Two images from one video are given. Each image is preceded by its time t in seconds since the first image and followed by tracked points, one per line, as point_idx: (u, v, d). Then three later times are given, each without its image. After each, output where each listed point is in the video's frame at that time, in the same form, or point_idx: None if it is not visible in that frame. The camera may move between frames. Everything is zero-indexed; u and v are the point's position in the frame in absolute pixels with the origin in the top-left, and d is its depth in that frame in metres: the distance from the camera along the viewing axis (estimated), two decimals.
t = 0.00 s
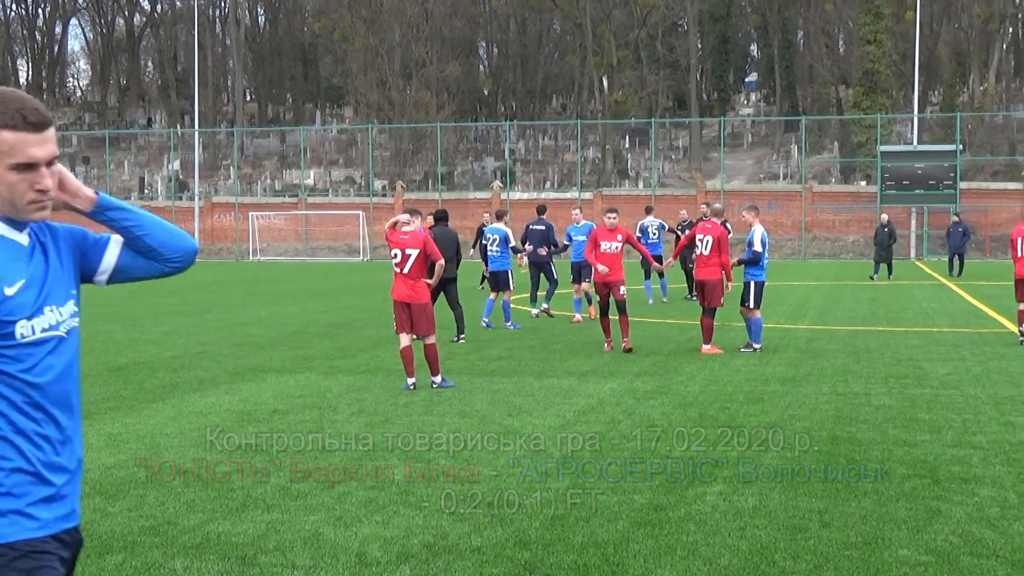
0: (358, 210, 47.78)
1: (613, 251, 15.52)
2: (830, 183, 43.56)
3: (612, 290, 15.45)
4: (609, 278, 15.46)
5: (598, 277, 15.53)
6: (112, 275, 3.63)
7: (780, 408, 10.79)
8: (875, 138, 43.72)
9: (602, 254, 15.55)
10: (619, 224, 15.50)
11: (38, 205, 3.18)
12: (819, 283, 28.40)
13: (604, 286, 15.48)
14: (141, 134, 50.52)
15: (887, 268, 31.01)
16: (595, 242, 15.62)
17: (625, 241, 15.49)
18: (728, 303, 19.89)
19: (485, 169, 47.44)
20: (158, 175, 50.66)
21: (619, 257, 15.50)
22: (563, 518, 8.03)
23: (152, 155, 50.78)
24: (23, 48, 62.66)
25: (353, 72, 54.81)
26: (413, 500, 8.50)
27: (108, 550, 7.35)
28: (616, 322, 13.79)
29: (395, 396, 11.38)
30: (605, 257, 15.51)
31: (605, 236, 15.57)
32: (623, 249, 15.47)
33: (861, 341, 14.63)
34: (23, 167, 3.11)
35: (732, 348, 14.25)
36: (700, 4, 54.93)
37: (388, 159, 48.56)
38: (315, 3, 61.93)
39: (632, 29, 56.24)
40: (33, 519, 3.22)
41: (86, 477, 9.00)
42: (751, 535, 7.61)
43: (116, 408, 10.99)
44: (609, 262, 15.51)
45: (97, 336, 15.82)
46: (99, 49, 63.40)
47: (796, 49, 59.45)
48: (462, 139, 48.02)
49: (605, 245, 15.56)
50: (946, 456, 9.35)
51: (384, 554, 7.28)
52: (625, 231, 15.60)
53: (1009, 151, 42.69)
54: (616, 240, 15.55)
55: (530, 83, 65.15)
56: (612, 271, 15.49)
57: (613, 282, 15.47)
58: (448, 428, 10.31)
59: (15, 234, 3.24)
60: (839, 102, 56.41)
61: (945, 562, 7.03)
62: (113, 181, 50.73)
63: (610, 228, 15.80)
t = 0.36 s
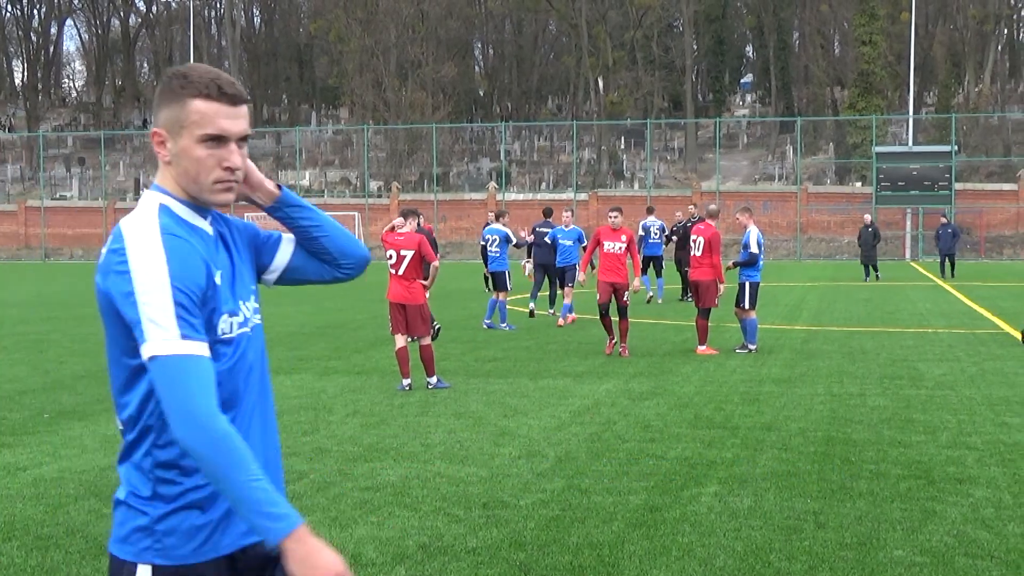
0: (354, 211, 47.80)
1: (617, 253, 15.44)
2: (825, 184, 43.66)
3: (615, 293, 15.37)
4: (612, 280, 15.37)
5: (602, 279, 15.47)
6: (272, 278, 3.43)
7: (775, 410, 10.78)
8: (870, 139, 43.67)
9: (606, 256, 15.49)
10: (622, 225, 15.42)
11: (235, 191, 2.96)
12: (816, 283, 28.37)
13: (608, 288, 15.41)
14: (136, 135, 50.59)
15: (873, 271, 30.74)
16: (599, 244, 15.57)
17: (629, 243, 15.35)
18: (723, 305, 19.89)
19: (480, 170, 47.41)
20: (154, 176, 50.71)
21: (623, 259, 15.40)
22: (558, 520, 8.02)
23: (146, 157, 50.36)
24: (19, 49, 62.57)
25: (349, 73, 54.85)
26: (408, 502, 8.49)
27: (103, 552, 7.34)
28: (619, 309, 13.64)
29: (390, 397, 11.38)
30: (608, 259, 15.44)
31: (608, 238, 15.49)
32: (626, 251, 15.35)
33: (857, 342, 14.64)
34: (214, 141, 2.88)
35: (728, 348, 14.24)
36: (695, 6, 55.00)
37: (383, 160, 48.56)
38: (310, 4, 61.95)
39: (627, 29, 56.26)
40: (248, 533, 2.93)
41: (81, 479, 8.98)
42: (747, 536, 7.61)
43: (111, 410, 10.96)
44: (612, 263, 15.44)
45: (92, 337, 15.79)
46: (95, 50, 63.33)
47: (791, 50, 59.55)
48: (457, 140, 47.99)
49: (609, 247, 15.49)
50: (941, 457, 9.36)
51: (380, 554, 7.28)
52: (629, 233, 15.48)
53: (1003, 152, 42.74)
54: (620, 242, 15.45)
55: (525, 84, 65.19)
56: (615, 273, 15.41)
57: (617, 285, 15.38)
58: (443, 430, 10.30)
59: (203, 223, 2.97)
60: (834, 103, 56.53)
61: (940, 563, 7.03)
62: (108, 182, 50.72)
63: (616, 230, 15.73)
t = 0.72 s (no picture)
0: (349, 212, 47.75)
1: (608, 257, 15.43)
2: (821, 186, 43.54)
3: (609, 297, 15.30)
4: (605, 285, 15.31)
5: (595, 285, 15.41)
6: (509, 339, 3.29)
7: (771, 411, 10.78)
8: (866, 141, 43.73)
9: (597, 260, 15.47)
10: (610, 227, 15.46)
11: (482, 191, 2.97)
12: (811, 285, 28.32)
13: (601, 292, 15.32)
14: (131, 137, 50.60)
15: (858, 274, 30.58)
16: (589, 249, 15.56)
17: (618, 245, 15.37)
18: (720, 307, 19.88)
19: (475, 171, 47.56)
20: (149, 178, 50.66)
21: (614, 262, 15.40)
22: (554, 522, 8.01)
23: (142, 158, 51.66)
24: (13, 51, 62.44)
25: (345, 74, 54.78)
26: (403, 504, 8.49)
27: (98, 553, 7.33)
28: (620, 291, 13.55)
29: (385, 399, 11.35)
30: (600, 263, 15.42)
31: (597, 242, 15.48)
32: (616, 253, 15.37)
33: (852, 343, 14.63)
34: (464, 129, 2.94)
35: (723, 350, 14.23)
36: (690, 8, 55.00)
37: (379, 161, 48.58)
38: (305, 5, 61.90)
39: (622, 31, 56.19)
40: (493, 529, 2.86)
41: (77, 480, 8.98)
42: (743, 537, 7.61)
43: (107, 411, 10.96)
44: (604, 267, 15.41)
45: (88, 338, 15.76)
46: (90, 52, 63.22)
47: (786, 52, 59.57)
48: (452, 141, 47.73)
49: (599, 252, 15.47)
50: (935, 459, 9.36)
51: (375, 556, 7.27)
52: (617, 236, 15.55)
53: (999, 154, 42.75)
54: (609, 245, 15.46)
55: (520, 85, 65.22)
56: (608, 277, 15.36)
57: (610, 289, 15.35)
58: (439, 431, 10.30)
59: (441, 223, 2.98)
60: (830, 104, 56.55)
61: (935, 564, 7.04)
62: (103, 184, 50.66)
63: (601, 234, 15.77)
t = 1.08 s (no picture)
0: (347, 213, 47.78)
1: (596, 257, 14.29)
2: (818, 187, 43.69)
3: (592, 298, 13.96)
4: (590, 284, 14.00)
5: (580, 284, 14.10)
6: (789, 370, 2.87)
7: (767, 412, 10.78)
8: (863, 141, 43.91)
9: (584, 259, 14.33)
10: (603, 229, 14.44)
11: (772, 204, 2.57)
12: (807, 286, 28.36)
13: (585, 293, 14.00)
14: (128, 137, 50.65)
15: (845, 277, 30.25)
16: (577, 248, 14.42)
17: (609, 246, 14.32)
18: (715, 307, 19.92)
19: (473, 172, 47.43)
20: (146, 179, 50.62)
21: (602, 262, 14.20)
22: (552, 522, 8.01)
23: (139, 158, 51.05)
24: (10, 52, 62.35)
25: (341, 75, 54.77)
26: (400, 504, 8.48)
27: (95, 554, 7.33)
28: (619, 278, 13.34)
29: (383, 400, 11.33)
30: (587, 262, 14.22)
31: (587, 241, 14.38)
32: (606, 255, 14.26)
33: (849, 344, 14.64)
34: (771, 148, 2.62)
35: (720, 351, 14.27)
36: (688, 9, 54.97)
37: (376, 162, 48.55)
38: (302, 6, 61.85)
39: (619, 32, 56.10)
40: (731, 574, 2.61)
41: (73, 481, 8.98)
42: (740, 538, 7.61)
43: (103, 412, 10.96)
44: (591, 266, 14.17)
45: (84, 339, 15.76)
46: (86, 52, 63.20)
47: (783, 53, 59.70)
48: (450, 142, 47.77)
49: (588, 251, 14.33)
50: (932, 459, 9.37)
51: (371, 557, 7.27)
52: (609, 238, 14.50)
53: (995, 155, 42.82)
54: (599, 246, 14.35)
55: (518, 86, 65.26)
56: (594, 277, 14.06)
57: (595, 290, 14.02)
58: (436, 432, 10.30)
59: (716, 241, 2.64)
60: (826, 105, 56.69)
61: (931, 565, 7.04)
62: (100, 185, 50.64)
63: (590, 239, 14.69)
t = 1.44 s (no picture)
0: (343, 214, 47.81)
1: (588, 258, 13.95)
2: (815, 187, 43.52)
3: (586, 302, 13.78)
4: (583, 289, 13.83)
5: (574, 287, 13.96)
6: None
7: (764, 412, 10.78)
8: (859, 142, 43.99)
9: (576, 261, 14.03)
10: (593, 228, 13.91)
11: None
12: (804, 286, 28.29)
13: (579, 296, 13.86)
14: (125, 138, 50.67)
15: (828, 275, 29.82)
16: (568, 248, 14.10)
17: (599, 246, 13.83)
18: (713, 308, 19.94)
19: (469, 173, 47.42)
20: (143, 179, 50.59)
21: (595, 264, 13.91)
22: (549, 523, 8.01)
23: (135, 159, 51.12)
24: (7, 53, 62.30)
25: (338, 76, 54.85)
26: (397, 506, 8.48)
27: (91, 555, 7.33)
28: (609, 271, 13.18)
29: (379, 401, 11.31)
30: (579, 264, 13.96)
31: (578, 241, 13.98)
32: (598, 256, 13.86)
33: (845, 344, 14.62)
34: None
35: (717, 351, 14.28)
36: (685, 10, 55.00)
37: (372, 163, 48.51)
38: (299, 6, 61.87)
39: (616, 32, 55.90)
40: None
41: (69, 481, 8.98)
42: (737, 538, 7.62)
43: (100, 413, 10.95)
44: (583, 269, 13.94)
45: (81, 340, 15.76)
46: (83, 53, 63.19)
47: (779, 53, 59.74)
48: (446, 142, 48.03)
49: (579, 252, 14.00)
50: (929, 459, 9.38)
51: (369, 558, 7.26)
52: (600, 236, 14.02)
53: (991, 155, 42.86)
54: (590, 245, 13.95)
55: (514, 86, 65.16)
56: (586, 280, 13.88)
57: (588, 293, 13.86)
58: (432, 433, 10.29)
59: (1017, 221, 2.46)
60: (823, 106, 56.70)
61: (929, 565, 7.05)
62: (97, 185, 50.63)
63: (584, 233, 14.36)
